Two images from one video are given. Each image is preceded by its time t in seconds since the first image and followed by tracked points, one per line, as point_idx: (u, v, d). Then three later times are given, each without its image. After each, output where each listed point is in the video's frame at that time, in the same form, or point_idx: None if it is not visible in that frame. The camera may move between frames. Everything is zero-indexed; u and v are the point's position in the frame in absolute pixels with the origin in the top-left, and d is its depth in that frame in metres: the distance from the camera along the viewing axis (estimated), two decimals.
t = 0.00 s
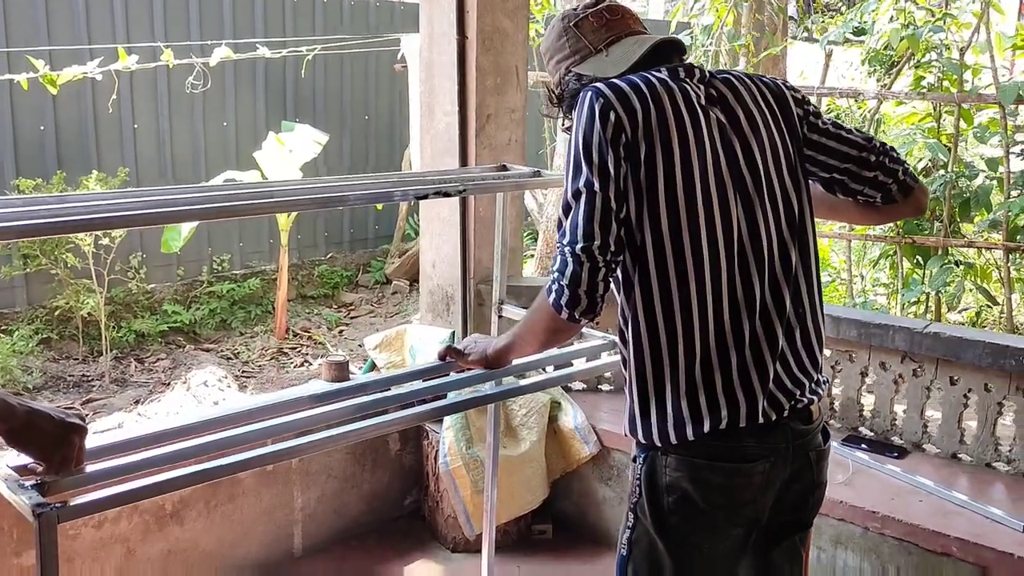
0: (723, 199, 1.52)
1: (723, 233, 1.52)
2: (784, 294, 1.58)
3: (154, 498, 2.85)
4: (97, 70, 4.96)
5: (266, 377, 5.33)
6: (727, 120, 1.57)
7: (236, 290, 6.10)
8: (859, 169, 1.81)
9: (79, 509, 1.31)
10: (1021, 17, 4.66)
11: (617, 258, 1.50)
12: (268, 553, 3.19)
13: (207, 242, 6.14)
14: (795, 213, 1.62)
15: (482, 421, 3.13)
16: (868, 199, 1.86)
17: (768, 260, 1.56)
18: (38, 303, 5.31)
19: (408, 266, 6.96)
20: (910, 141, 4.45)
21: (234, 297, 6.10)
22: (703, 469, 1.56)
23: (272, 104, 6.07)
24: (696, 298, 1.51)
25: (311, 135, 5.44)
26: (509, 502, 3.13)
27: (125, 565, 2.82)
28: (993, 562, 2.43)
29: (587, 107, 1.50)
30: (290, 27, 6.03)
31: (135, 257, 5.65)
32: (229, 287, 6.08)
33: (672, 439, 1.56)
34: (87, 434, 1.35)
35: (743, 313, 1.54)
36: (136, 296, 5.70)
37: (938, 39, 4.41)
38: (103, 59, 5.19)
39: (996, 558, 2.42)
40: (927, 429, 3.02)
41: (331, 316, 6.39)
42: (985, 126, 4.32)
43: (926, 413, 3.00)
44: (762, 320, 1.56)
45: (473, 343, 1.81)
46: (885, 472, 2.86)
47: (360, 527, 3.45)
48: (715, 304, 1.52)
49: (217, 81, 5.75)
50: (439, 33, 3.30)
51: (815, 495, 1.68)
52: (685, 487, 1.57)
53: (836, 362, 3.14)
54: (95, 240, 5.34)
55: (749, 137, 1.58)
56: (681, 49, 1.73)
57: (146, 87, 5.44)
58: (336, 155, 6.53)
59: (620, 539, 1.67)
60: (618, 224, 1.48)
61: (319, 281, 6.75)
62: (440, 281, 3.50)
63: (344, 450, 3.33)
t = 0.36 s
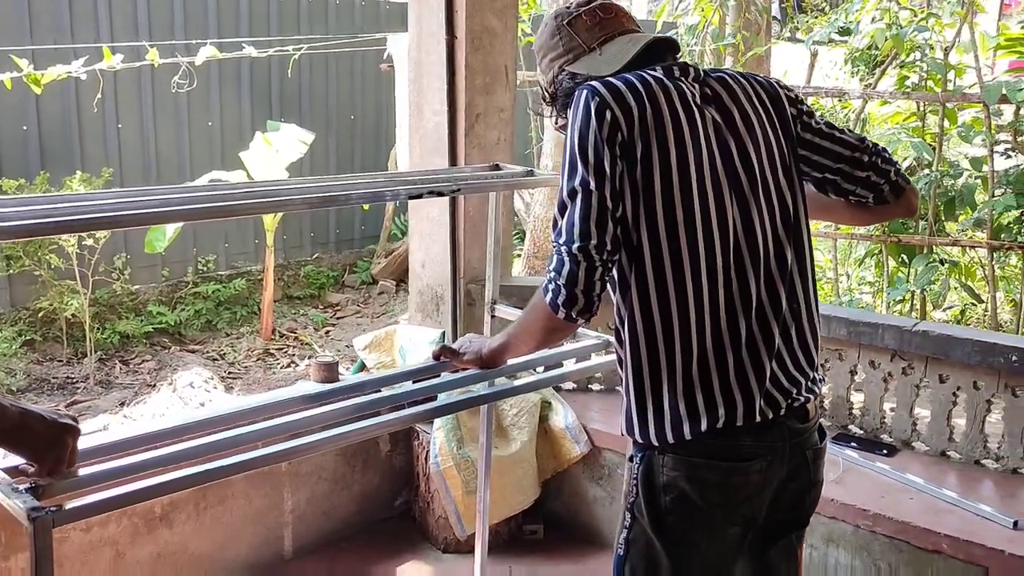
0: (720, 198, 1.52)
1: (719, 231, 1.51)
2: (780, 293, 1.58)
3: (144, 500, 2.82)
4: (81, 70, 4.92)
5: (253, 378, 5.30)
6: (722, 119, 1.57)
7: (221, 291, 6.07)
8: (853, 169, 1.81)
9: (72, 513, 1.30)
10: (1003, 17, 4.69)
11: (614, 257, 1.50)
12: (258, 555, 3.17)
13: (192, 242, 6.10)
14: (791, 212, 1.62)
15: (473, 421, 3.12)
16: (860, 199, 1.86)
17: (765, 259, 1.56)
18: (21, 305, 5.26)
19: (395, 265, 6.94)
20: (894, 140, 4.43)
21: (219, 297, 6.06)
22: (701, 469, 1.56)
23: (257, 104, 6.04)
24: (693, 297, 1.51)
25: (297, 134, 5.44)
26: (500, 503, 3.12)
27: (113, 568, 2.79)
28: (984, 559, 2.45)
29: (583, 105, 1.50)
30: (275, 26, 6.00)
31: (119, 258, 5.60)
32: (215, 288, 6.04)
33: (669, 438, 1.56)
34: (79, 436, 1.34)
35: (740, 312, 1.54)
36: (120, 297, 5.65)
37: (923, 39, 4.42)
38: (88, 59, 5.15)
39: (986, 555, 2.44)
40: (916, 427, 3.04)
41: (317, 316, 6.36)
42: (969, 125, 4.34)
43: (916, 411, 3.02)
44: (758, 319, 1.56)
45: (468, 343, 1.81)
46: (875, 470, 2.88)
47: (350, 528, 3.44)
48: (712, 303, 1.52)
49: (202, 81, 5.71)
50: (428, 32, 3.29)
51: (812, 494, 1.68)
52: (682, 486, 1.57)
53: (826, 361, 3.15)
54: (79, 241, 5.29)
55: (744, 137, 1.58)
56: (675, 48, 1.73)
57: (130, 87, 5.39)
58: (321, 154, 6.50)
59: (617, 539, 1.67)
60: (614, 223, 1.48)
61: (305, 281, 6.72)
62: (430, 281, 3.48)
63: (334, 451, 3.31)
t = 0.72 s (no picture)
0: (706, 208, 1.53)
1: (706, 240, 1.52)
2: (766, 302, 1.59)
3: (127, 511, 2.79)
4: (62, 77, 4.88)
5: (235, 387, 5.26)
6: (707, 129, 1.58)
7: (203, 299, 6.03)
8: (836, 180, 1.82)
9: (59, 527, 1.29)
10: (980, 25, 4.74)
11: (601, 266, 1.50)
12: (242, 566, 3.14)
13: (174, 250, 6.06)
14: (775, 222, 1.63)
15: (458, 429, 3.12)
16: (839, 211, 1.87)
17: (751, 268, 1.57)
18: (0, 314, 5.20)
19: (378, 272, 6.92)
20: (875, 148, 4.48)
21: (201, 305, 6.02)
22: (689, 477, 1.56)
23: (239, 110, 6.01)
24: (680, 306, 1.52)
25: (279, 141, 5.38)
26: (486, 512, 3.10)
27: None
28: (967, 564, 2.47)
29: (569, 115, 1.50)
30: (257, 31, 5.94)
31: (100, 266, 5.55)
32: (196, 296, 6.00)
33: (658, 447, 1.56)
34: (65, 447, 1.33)
35: (726, 320, 1.54)
36: (101, 305, 5.60)
37: (902, 47, 4.45)
38: (68, 66, 5.11)
39: (970, 560, 2.46)
40: (899, 433, 3.07)
41: (300, 324, 6.33)
42: (949, 133, 4.33)
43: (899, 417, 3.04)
44: (745, 327, 1.56)
45: (455, 352, 1.81)
46: (858, 476, 2.90)
47: (335, 537, 3.42)
48: (699, 312, 1.52)
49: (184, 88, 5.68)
50: (412, 39, 3.28)
51: (799, 501, 1.69)
52: (671, 494, 1.57)
53: (810, 368, 3.18)
54: (59, 249, 5.24)
55: (729, 147, 1.58)
56: (660, 57, 1.73)
57: (111, 94, 5.35)
58: (304, 161, 6.48)
59: (606, 549, 1.67)
60: (601, 232, 1.48)
61: (287, 289, 6.69)
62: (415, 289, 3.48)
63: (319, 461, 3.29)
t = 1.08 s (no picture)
0: (683, 219, 1.53)
1: (683, 252, 1.52)
2: (744, 313, 1.60)
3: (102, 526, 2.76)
4: (36, 87, 4.83)
5: (213, 398, 5.22)
6: (684, 141, 1.58)
7: (180, 309, 5.98)
8: (811, 192, 1.83)
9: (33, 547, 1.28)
10: (952, 36, 4.81)
11: (579, 278, 1.50)
12: None
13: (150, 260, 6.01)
14: (753, 234, 1.63)
15: (437, 439, 3.10)
16: (815, 223, 1.88)
17: (729, 279, 1.57)
18: None
19: (356, 282, 6.89)
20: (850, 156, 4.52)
21: (177, 316, 5.98)
22: (669, 489, 1.56)
23: (216, 120, 5.98)
24: (658, 318, 1.52)
25: (256, 150, 5.39)
26: (466, 523, 3.09)
27: None
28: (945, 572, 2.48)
29: (546, 127, 1.50)
30: (234, 41, 5.93)
31: (75, 277, 5.49)
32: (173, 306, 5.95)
33: (637, 459, 1.56)
34: (40, 464, 1.32)
35: (705, 332, 1.54)
36: (76, 316, 5.54)
37: (876, 57, 4.50)
38: (43, 76, 5.07)
39: (947, 568, 2.48)
40: (877, 440, 3.09)
41: (278, 334, 6.29)
42: (922, 142, 4.40)
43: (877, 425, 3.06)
44: (724, 338, 1.56)
45: (434, 365, 1.80)
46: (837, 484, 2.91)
47: (314, 550, 3.39)
48: (678, 323, 1.53)
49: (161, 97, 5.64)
50: (390, 50, 3.28)
51: (779, 511, 1.69)
52: (651, 506, 1.57)
53: (789, 376, 3.20)
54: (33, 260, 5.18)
55: (707, 159, 1.59)
56: (637, 69, 1.74)
57: (87, 104, 5.31)
58: (281, 170, 6.45)
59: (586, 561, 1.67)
60: (579, 245, 1.48)
61: (265, 299, 6.65)
62: (393, 300, 3.46)
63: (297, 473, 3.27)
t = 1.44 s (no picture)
0: (664, 235, 1.51)
1: (663, 269, 1.50)
2: (725, 329, 1.58)
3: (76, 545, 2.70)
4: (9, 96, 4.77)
5: (191, 408, 5.16)
6: (664, 156, 1.56)
7: (158, 318, 5.91)
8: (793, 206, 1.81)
9: None
10: (931, 43, 4.82)
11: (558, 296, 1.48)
12: None
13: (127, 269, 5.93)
14: (734, 250, 1.61)
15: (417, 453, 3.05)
16: (796, 236, 1.86)
17: (711, 295, 1.55)
18: None
19: (336, 290, 6.84)
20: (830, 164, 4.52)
21: (155, 325, 5.91)
22: (651, 510, 1.54)
23: (194, 127, 5.92)
24: (638, 336, 1.50)
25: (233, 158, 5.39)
26: (446, 537, 3.05)
27: None
28: None
29: (523, 142, 1.48)
30: (212, 48, 5.88)
31: (50, 286, 5.41)
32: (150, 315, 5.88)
33: (618, 478, 1.54)
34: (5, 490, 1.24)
35: (686, 349, 1.52)
36: (52, 326, 5.46)
37: (856, 65, 4.50)
38: (16, 84, 5.00)
39: None
40: (859, 451, 3.08)
41: (257, 343, 6.23)
42: (901, 149, 4.41)
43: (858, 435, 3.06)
44: (705, 356, 1.54)
45: (411, 381, 1.76)
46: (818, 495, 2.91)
47: (292, 566, 3.35)
48: (659, 341, 1.50)
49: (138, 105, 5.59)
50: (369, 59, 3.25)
51: (761, 531, 1.68)
52: (631, 527, 1.55)
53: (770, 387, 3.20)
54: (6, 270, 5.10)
55: (687, 174, 1.57)
56: (617, 82, 1.71)
57: (63, 113, 5.25)
58: (261, 177, 6.39)
59: None
60: (558, 263, 1.46)
61: (244, 307, 6.59)
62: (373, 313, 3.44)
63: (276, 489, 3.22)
